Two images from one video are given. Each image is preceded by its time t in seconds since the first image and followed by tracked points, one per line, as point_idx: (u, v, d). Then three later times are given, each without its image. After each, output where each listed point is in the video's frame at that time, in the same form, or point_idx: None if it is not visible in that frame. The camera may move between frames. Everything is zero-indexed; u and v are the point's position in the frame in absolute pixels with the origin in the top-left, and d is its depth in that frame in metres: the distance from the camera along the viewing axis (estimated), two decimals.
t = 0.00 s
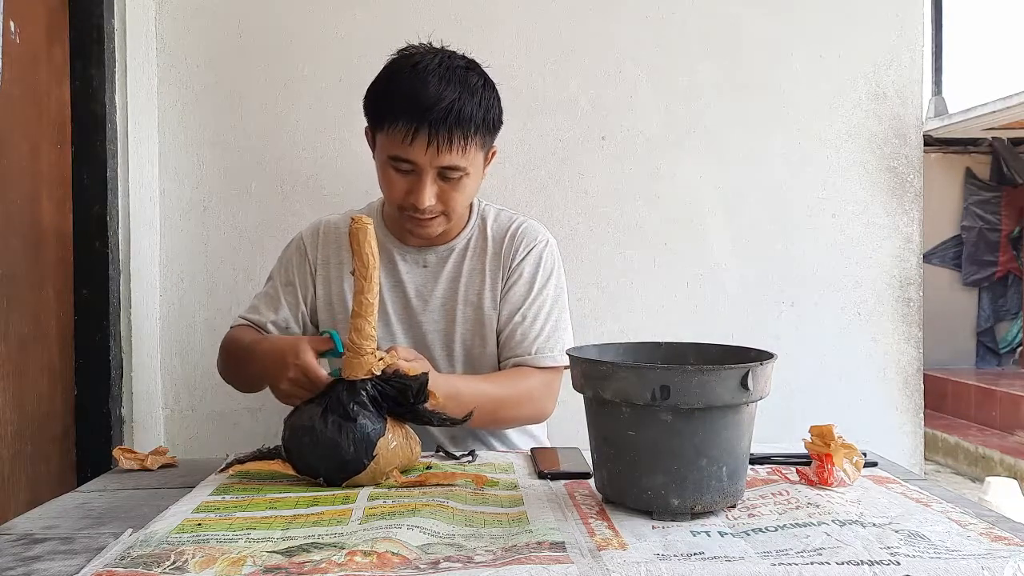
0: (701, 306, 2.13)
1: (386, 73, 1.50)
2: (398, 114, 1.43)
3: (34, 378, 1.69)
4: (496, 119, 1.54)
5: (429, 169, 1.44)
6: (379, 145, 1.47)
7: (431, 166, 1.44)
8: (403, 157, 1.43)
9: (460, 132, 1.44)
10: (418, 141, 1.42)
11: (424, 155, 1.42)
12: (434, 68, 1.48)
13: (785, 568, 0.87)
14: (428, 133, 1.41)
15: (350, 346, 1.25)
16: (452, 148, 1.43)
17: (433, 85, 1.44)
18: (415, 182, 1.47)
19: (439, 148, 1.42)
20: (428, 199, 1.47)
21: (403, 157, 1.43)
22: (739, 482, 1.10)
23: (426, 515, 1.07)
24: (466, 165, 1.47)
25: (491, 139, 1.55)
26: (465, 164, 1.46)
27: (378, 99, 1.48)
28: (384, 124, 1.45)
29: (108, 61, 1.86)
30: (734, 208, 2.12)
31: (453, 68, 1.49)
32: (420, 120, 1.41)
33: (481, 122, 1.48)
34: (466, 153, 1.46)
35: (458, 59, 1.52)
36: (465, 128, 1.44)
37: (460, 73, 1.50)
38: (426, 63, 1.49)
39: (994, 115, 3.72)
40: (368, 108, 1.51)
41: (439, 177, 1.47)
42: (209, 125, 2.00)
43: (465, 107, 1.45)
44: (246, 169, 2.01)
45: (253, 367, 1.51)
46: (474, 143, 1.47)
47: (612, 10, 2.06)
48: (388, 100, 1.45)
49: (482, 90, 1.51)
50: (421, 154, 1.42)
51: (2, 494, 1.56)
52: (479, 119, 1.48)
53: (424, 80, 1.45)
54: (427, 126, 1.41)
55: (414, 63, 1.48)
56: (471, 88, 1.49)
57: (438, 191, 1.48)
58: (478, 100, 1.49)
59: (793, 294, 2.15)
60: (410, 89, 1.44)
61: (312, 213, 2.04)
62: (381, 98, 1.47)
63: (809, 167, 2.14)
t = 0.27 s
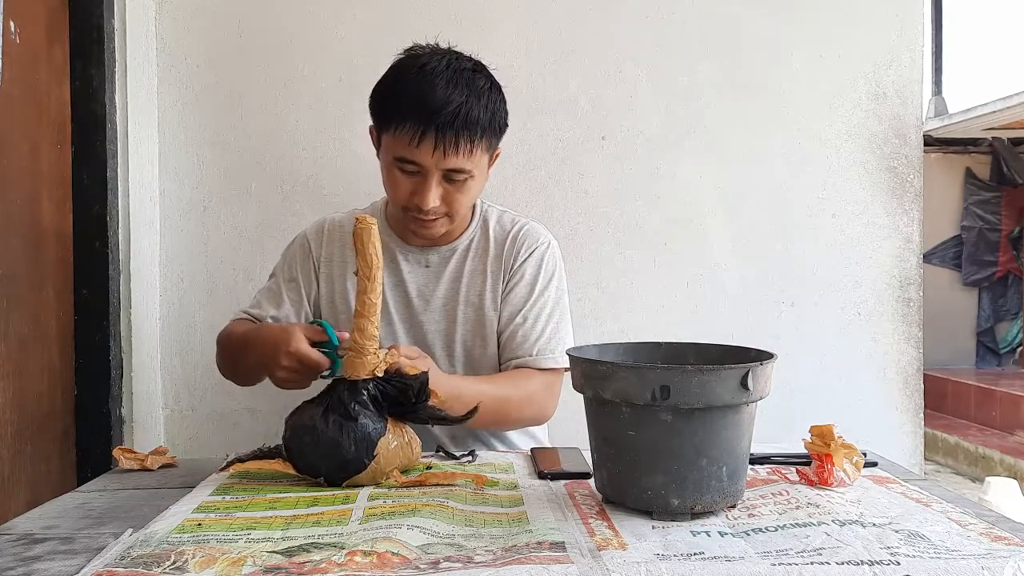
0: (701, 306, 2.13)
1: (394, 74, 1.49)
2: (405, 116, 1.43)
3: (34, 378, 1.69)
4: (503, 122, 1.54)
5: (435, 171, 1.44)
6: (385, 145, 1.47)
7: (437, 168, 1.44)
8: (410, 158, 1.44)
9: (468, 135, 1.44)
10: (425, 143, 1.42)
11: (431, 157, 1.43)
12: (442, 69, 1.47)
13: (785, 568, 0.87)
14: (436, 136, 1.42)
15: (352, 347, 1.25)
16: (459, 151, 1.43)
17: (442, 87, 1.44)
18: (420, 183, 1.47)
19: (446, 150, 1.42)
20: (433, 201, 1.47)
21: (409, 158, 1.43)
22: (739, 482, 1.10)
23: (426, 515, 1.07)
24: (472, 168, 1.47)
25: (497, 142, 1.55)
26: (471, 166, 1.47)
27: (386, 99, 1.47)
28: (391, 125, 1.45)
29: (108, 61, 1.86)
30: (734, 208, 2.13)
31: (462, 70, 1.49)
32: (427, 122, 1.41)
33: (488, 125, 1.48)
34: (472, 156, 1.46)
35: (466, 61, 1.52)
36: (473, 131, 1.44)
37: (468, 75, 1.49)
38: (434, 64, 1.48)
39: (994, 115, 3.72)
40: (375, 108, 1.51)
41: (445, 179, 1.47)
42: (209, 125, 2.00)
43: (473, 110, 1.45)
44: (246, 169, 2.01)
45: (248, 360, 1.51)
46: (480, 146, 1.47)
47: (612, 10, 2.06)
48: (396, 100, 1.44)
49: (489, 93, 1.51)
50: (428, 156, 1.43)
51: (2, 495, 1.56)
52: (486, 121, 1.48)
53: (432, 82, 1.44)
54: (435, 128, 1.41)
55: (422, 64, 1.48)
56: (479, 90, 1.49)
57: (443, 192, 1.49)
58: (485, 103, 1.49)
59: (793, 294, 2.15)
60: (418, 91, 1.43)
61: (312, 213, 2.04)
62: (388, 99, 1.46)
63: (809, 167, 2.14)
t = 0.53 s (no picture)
0: (700, 306, 2.13)
1: (405, 74, 1.48)
2: (415, 116, 1.43)
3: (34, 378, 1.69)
4: (509, 128, 1.55)
5: (441, 173, 1.44)
6: (391, 146, 1.47)
7: (443, 171, 1.44)
8: (416, 159, 1.44)
9: (475, 140, 1.44)
10: (433, 145, 1.42)
11: (438, 159, 1.43)
12: (454, 72, 1.47)
13: (785, 568, 0.87)
14: (444, 139, 1.42)
15: (357, 346, 1.26)
16: (466, 155, 1.43)
17: (453, 90, 1.44)
18: (425, 185, 1.47)
19: (453, 154, 1.43)
20: (437, 203, 1.48)
21: (415, 160, 1.44)
22: (739, 482, 1.10)
23: (426, 515, 1.07)
24: (477, 172, 1.47)
25: (502, 147, 1.55)
26: (476, 170, 1.47)
27: (395, 99, 1.47)
28: (399, 125, 1.45)
29: (108, 61, 1.86)
30: (734, 208, 2.12)
31: (472, 74, 1.49)
32: (436, 125, 1.41)
33: (495, 131, 1.49)
34: (478, 160, 1.46)
35: (477, 64, 1.51)
36: (480, 135, 1.45)
37: (478, 79, 1.49)
38: (446, 67, 1.47)
39: (994, 115, 3.72)
40: (383, 106, 1.51)
41: (450, 181, 1.47)
42: (209, 125, 2.00)
43: (482, 114, 1.45)
44: (246, 169, 2.01)
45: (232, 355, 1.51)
46: (487, 150, 1.47)
47: (612, 10, 2.06)
48: (405, 102, 1.44)
49: (499, 97, 1.51)
50: (435, 158, 1.43)
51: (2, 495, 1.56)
52: (494, 127, 1.48)
53: (443, 85, 1.44)
54: (444, 131, 1.41)
55: (433, 65, 1.47)
56: (489, 95, 1.49)
57: (447, 194, 1.49)
58: (494, 108, 1.49)
59: (793, 294, 2.15)
60: (428, 93, 1.43)
61: (312, 213, 2.04)
62: (397, 99, 1.46)
63: (809, 167, 2.14)
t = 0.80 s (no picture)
0: (700, 306, 2.13)
1: (402, 74, 1.48)
2: (412, 117, 1.42)
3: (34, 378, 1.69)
4: (507, 128, 1.54)
5: (440, 173, 1.45)
6: (390, 146, 1.47)
7: (441, 171, 1.44)
8: (414, 160, 1.44)
9: (473, 140, 1.44)
10: (431, 146, 1.42)
11: (435, 160, 1.43)
12: (452, 73, 1.46)
13: (785, 568, 0.87)
14: (442, 139, 1.42)
15: (367, 351, 1.23)
16: (464, 155, 1.43)
17: (450, 90, 1.44)
18: (423, 185, 1.47)
19: (451, 155, 1.43)
20: (435, 203, 1.48)
21: (414, 160, 1.44)
22: (739, 482, 1.10)
23: (426, 515, 1.07)
24: (476, 172, 1.48)
25: (501, 147, 1.55)
26: (475, 171, 1.47)
27: (393, 99, 1.46)
28: (397, 126, 1.45)
29: (108, 61, 1.86)
30: (734, 208, 2.13)
31: (470, 74, 1.48)
32: (433, 125, 1.41)
33: (493, 131, 1.48)
34: (477, 161, 1.46)
35: (475, 64, 1.51)
36: (478, 136, 1.45)
37: (476, 79, 1.49)
38: (443, 67, 1.47)
39: (995, 115, 3.72)
40: (381, 106, 1.50)
41: (448, 181, 1.48)
42: (208, 124, 2.00)
43: (480, 115, 1.45)
44: (246, 169, 2.01)
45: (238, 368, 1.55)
46: (485, 151, 1.47)
47: (612, 10, 2.06)
48: (402, 103, 1.44)
49: (497, 98, 1.51)
50: (433, 159, 1.43)
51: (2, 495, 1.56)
52: (492, 127, 1.48)
53: (441, 85, 1.44)
54: (441, 132, 1.41)
55: (431, 66, 1.47)
56: (487, 95, 1.49)
57: (446, 194, 1.49)
58: (492, 108, 1.49)
59: (793, 295, 2.15)
60: (426, 93, 1.43)
61: (312, 213, 2.04)
62: (395, 100, 1.46)
63: (809, 167, 2.14)
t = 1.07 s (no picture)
0: (700, 306, 2.13)
1: (401, 72, 1.49)
2: (411, 114, 1.43)
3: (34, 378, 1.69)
4: (507, 124, 1.54)
5: (439, 170, 1.45)
6: (390, 144, 1.47)
7: (441, 168, 1.44)
8: (414, 157, 1.44)
9: (472, 136, 1.44)
10: (430, 142, 1.42)
11: (435, 157, 1.43)
12: (450, 70, 1.47)
13: (785, 569, 0.87)
14: (441, 135, 1.42)
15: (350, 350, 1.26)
16: (464, 152, 1.44)
17: (448, 87, 1.44)
18: (423, 183, 1.47)
19: (450, 151, 1.43)
20: (436, 200, 1.48)
21: (414, 158, 1.44)
22: (739, 482, 1.10)
23: (426, 515, 1.07)
24: (476, 169, 1.48)
25: (501, 143, 1.55)
26: (474, 168, 1.47)
27: (392, 96, 1.47)
28: (396, 123, 1.45)
29: (108, 61, 1.86)
30: (734, 208, 2.13)
31: (468, 71, 1.48)
32: (432, 121, 1.41)
33: (492, 127, 1.48)
34: (476, 157, 1.46)
35: (473, 62, 1.52)
36: (477, 131, 1.45)
37: (474, 76, 1.49)
38: (441, 64, 1.48)
39: (995, 115, 3.72)
40: (381, 105, 1.51)
41: (448, 179, 1.48)
42: (208, 124, 2.00)
43: (478, 111, 1.45)
44: (246, 169, 2.01)
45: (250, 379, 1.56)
46: (485, 147, 1.47)
47: (612, 10, 2.06)
48: (401, 100, 1.44)
49: (496, 94, 1.51)
50: (432, 156, 1.43)
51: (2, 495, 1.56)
52: (491, 123, 1.48)
53: (440, 82, 1.44)
54: (440, 128, 1.42)
55: (430, 63, 1.47)
56: (486, 92, 1.49)
57: (446, 192, 1.49)
58: (491, 104, 1.49)
59: (793, 294, 2.15)
60: (425, 90, 1.43)
61: (312, 213, 2.04)
62: (394, 98, 1.46)
63: (809, 167, 2.13)
